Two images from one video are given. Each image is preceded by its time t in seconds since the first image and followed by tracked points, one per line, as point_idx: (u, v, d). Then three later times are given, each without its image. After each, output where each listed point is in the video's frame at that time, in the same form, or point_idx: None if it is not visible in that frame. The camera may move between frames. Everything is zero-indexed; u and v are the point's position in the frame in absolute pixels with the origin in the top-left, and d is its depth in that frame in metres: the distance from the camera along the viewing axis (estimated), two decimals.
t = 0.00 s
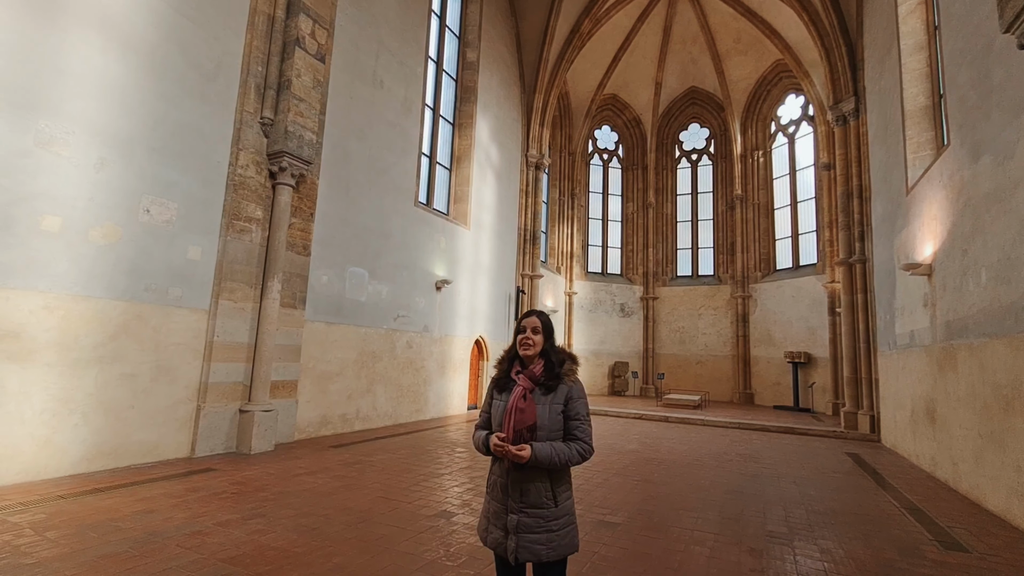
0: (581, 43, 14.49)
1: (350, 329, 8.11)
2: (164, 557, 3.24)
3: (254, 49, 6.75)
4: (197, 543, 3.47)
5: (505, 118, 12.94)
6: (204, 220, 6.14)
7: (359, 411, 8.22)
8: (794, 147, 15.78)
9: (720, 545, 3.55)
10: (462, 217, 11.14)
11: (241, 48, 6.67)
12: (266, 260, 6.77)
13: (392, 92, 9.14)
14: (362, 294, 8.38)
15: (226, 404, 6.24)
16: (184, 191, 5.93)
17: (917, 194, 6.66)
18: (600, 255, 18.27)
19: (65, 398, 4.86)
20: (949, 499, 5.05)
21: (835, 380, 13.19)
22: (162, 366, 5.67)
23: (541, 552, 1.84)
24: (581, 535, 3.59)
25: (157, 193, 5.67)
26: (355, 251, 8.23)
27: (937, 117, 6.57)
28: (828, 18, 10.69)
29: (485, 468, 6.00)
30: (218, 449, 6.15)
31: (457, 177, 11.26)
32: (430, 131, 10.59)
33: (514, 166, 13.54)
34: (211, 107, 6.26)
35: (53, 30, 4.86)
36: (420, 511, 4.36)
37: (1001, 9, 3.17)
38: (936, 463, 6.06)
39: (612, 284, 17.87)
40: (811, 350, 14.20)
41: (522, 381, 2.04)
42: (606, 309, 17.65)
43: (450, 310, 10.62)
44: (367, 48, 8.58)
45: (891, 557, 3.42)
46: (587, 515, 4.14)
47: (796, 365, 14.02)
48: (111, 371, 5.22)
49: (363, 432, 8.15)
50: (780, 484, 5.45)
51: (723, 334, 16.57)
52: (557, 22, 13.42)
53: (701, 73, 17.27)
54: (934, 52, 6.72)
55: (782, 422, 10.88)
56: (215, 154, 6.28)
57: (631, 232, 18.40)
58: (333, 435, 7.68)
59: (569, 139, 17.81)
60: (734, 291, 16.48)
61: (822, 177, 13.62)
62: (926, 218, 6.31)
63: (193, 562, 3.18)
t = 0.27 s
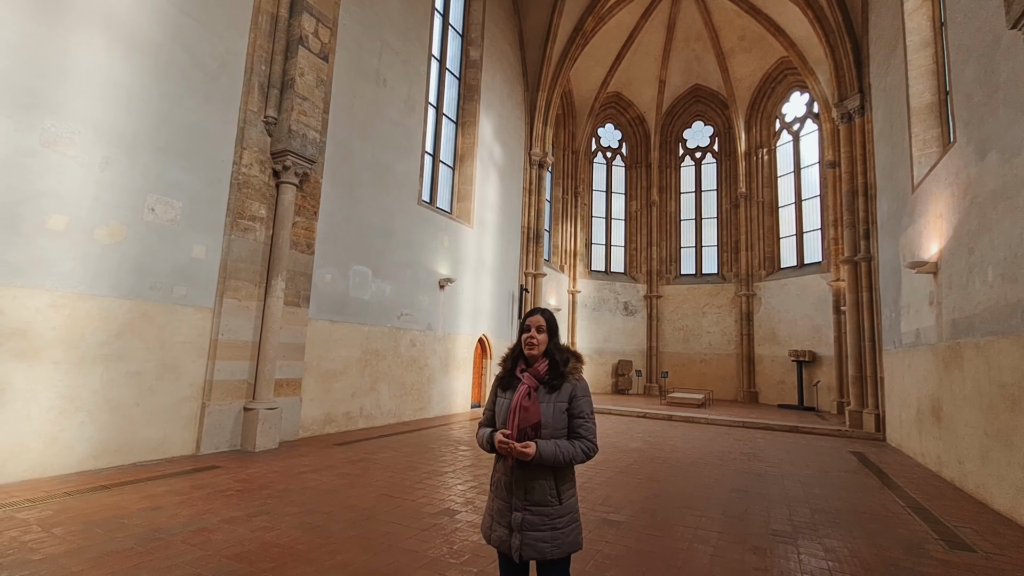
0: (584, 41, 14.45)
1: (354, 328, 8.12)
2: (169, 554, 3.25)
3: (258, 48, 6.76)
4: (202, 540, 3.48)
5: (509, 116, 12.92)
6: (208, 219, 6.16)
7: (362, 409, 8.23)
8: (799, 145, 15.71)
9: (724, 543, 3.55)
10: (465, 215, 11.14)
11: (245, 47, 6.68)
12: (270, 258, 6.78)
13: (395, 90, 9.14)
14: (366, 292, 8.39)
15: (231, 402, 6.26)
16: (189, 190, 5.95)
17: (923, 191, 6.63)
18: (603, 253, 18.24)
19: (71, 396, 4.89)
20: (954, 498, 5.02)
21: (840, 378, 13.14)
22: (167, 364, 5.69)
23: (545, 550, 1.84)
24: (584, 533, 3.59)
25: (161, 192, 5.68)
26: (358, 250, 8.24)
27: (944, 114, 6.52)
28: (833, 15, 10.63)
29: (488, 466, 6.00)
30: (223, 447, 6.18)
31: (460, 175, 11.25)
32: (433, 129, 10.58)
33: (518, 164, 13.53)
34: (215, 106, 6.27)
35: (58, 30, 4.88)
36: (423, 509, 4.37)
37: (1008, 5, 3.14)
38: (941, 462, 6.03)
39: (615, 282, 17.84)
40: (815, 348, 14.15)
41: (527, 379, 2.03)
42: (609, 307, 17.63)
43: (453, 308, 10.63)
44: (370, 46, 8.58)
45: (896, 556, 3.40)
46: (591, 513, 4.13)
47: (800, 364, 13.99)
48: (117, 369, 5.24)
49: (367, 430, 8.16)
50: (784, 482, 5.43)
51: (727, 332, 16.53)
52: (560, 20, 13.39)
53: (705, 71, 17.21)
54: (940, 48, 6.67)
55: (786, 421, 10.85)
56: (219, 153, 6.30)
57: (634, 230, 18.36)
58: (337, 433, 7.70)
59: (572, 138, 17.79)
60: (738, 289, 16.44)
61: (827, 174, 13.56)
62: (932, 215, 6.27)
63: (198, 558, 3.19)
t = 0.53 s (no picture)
0: (586, 38, 14.42)
1: (356, 326, 8.14)
2: (173, 551, 3.26)
3: (260, 46, 6.75)
4: (205, 537, 3.50)
5: (510, 114, 12.91)
6: (210, 218, 6.17)
7: (365, 407, 8.25)
8: (802, 143, 15.66)
9: (726, 541, 3.55)
10: (467, 213, 11.13)
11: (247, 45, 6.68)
12: (273, 257, 6.79)
13: (397, 88, 9.13)
14: (367, 290, 8.40)
15: (234, 399, 6.28)
16: (191, 188, 5.96)
17: (927, 189, 6.60)
18: (605, 252, 18.22)
19: (75, 393, 4.91)
20: (957, 497, 5.01)
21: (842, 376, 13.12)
22: (170, 362, 5.71)
23: (546, 547, 1.85)
24: (586, 531, 3.59)
25: (164, 190, 5.70)
26: (360, 248, 8.25)
27: (948, 111, 6.49)
28: (837, 12, 10.58)
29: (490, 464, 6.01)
30: (226, 444, 6.20)
31: (462, 173, 11.25)
32: (435, 127, 10.57)
33: (520, 162, 13.52)
34: (217, 105, 6.27)
35: (61, 29, 4.88)
36: (424, 507, 4.37)
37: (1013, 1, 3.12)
38: (944, 461, 6.02)
39: (617, 280, 17.82)
40: (818, 346, 14.12)
41: (532, 375, 2.04)
42: (611, 306, 17.61)
43: (455, 306, 10.64)
44: (372, 44, 8.58)
45: (898, 554, 3.40)
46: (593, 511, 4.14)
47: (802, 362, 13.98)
48: (120, 367, 5.26)
49: (369, 428, 8.18)
50: (786, 481, 5.43)
51: (729, 330, 16.51)
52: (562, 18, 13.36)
53: (707, 68, 17.16)
54: (944, 45, 6.64)
55: (788, 419, 10.84)
56: (221, 151, 6.30)
57: (636, 228, 18.34)
58: (340, 431, 7.72)
59: (574, 136, 17.77)
60: (740, 288, 16.41)
61: (830, 172, 13.51)
62: (935, 213, 6.25)
63: (201, 555, 3.20)
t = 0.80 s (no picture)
0: (588, 36, 14.39)
1: (358, 324, 8.16)
2: (177, 547, 3.28)
3: (262, 45, 6.76)
4: (209, 534, 3.52)
5: (512, 113, 12.91)
6: (214, 216, 6.19)
7: (367, 405, 8.27)
8: (805, 141, 15.62)
9: (728, 539, 3.56)
10: (469, 212, 11.14)
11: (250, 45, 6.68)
12: (276, 255, 6.82)
13: (400, 87, 9.14)
14: (370, 289, 8.42)
15: (237, 397, 6.31)
16: (194, 187, 5.98)
17: (930, 187, 6.59)
18: (607, 250, 18.22)
19: (80, 391, 4.94)
20: (959, 496, 5.01)
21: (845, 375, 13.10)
22: (174, 361, 5.73)
23: (551, 543, 1.87)
24: (588, 529, 3.61)
25: (167, 189, 5.71)
26: (363, 246, 8.27)
27: (952, 109, 6.48)
28: (840, 9, 10.55)
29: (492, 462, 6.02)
30: (229, 442, 6.23)
31: (464, 172, 11.25)
32: (437, 126, 10.57)
33: (522, 161, 13.52)
34: (220, 104, 6.29)
35: (65, 29, 4.90)
36: (427, 505, 4.38)
37: None
38: (947, 460, 6.01)
39: (619, 279, 17.82)
40: (820, 345, 14.10)
41: (531, 374, 2.03)
42: (613, 304, 17.61)
43: (457, 305, 10.66)
44: (374, 43, 8.59)
45: (900, 552, 3.40)
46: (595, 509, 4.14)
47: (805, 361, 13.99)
48: (125, 365, 5.29)
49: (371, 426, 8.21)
50: (788, 479, 5.43)
51: (731, 329, 16.49)
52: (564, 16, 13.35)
53: (710, 66, 17.12)
54: (948, 43, 6.62)
55: (790, 418, 10.83)
56: (224, 150, 6.31)
57: (638, 226, 18.32)
58: (343, 429, 7.74)
59: (576, 134, 17.77)
60: (742, 286, 16.39)
61: (833, 170, 13.48)
62: (939, 211, 6.23)
63: (205, 552, 3.22)
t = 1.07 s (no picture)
0: (590, 34, 14.36)
1: (361, 322, 8.17)
2: (182, 544, 3.30)
3: (264, 43, 6.76)
4: (214, 530, 3.54)
5: (514, 111, 12.90)
6: (216, 214, 6.20)
7: (370, 403, 8.29)
8: (807, 138, 15.59)
9: (730, 536, 3.57)
10: (471, 210, 11.14)
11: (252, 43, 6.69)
12: (278, 253, 6.83)
13: (401, 85, 9.15)
14: (372, 287, 8.43)
15: (240, 395, 6.33)
16: (197, 185, 5.99)
17: (932, 185, 6.59)
18: (609, 248, 18.22)
19: (85, 388, 4.96)
20: (961, 493, 5.02)
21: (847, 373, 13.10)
22: (177, 359, 5.75)
23: (553, 536, 1.88)
24: (591, 526, 3.62)
25: (171, 188, 5.73)
26: (365, 245, 8.28)
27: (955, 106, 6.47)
28: (843, 6, 10.52)
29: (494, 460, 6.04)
30: (233, 440, 6.25)
31: (466, 170, 11.26)
32: (439, 124, 10.57)
33: (523, 159, 13.52)
34: (223, 103, 6.30)
35: (68, 27, 4.91)
36: (430, 501, 4.40)
37: None
38: (949, 457, 6.01)
39: (621, 277, 17.82)
40: (822, 343, 14.10)
41: (530, 371, 2.04)
42: (615, 302, 17.61)
43: (459, 303, 10.67)
44: (376, 41, 8.59)
45: (902, 549, 3.41)
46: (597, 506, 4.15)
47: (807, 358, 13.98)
48: (129, 363, 5.31)
49: (374, 424, 8.22)
50: (790, 476, 5.44)
51: (733, 327, 16.49)
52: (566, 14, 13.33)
53: (712, 63, 17.09)
54: (951, 40, 6.60)
55: (792, 416, 10.84)
56: (226, 149, 6.32)
57: (640, 224, 18.32)
58: (345, 427, 7.76)
59: (578, 132, 17.76)
60: (744, 284, 16.39)
61: (836, 168, 13.45)
62: (941, 209, 6.22)
63: (210, 548, 3.24)
